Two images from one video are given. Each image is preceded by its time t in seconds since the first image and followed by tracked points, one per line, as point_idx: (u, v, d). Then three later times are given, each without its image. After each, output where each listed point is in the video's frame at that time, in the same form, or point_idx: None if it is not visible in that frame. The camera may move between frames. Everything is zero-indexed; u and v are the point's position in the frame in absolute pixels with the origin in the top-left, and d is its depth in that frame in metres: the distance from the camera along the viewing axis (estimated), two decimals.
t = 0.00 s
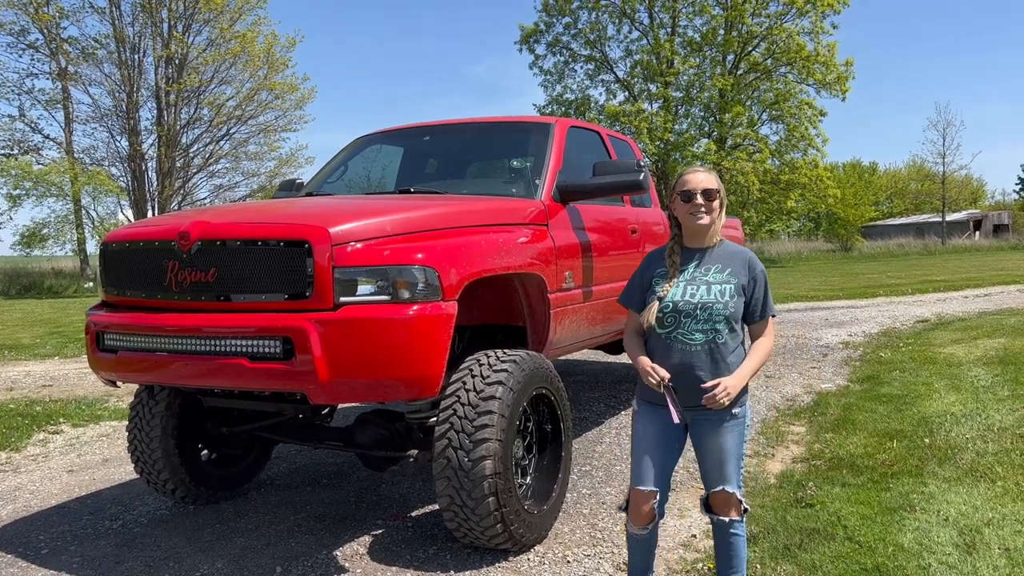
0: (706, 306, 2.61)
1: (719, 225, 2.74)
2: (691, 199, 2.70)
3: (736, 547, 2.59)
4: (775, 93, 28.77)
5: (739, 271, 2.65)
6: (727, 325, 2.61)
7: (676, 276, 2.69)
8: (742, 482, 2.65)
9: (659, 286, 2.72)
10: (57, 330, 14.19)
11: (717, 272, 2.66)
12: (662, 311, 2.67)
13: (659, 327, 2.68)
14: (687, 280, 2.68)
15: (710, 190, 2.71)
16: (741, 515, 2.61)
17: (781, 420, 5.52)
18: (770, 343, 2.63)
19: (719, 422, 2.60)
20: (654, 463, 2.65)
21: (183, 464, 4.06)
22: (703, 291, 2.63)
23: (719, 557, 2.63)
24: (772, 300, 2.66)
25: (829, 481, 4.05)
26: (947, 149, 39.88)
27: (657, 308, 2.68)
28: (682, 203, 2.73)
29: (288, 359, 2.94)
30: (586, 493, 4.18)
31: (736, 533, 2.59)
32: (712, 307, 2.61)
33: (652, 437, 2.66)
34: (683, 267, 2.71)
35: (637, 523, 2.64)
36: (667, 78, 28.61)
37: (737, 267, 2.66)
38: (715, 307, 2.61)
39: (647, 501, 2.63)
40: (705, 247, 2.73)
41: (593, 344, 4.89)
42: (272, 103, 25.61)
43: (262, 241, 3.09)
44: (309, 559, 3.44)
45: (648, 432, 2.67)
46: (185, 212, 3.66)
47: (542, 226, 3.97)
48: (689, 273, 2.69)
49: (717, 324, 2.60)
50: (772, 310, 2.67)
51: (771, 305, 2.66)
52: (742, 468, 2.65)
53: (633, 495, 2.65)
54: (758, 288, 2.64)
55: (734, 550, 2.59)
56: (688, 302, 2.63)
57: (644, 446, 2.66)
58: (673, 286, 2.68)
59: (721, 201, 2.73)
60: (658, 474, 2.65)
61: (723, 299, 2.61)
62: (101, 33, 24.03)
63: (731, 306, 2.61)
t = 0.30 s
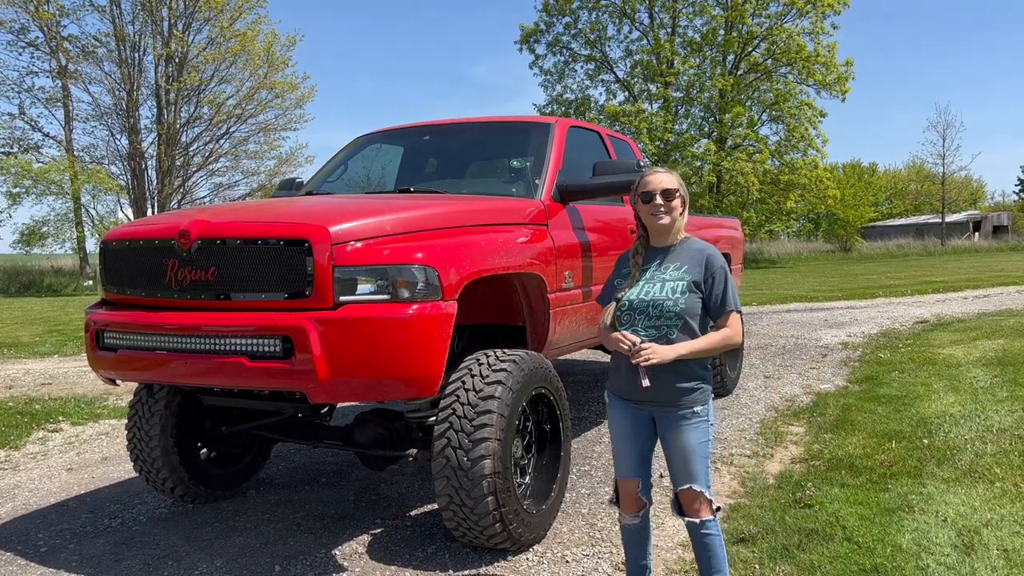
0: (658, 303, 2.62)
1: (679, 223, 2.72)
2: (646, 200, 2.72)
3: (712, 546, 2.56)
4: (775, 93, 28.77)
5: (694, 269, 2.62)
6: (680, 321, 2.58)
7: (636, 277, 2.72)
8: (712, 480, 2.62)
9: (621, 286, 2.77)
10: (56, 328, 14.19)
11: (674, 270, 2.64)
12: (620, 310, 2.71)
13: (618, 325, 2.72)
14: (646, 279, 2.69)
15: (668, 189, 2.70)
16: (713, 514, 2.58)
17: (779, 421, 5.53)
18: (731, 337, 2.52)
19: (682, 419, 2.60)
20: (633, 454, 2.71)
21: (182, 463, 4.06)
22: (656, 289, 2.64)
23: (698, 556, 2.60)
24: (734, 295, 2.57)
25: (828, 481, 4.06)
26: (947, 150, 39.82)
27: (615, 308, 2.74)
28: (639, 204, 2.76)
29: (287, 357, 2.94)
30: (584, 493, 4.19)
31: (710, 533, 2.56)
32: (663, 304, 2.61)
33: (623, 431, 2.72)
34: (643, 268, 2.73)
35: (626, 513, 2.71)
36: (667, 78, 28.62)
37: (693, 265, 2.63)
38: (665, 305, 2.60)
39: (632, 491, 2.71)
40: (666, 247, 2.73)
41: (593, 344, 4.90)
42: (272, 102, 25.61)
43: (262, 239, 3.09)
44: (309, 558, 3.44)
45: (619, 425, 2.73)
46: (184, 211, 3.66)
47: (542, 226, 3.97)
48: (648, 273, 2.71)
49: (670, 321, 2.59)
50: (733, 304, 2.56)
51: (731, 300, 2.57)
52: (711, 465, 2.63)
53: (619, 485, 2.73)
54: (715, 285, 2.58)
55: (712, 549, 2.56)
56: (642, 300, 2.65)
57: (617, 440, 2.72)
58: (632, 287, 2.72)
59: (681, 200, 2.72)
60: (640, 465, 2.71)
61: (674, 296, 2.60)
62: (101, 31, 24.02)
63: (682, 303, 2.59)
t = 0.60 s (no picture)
0: (647, 305, 2.62)
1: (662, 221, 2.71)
2: (626, 201, 2.71)
3: (708, 543, 2.55)
4: (775, 92, 28.78)
5: (681, 268, 2.61)
6: (670, 321, 2.59)
7: (624, 279, 2.72)
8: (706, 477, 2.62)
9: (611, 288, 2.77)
10: (54, 327, 14.18)
11: (661, 270, 2.64)
12: (610, 313, 2.72)
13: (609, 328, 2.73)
14: (634, 280, 2.70)
15: (648, 189, 2.69)
16: (709, 512, 2.58)
17: (778, 419, 5.53)
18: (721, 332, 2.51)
19: (674, 417, 2.61)
20: (628, 451, 2.71)
21: (182, 461, 4.06)
22: (644, 291, 2.65)
23: (695, 554, 2.59)
24: (722, 291, 2.56)
25: (827, 480, 4.07)
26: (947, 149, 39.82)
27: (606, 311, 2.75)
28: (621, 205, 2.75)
29: (287, 356, 2.94)
30: (583, 491, 4.19)
31: (706, 529, 2.56)
32: (652, 306, 2.61)
33: (617, 428, 2.73)
34: (631, 268, 2.73)
35: (623, 510, 2.71)
36: (666, 77, 28.60)
37: (679, 264, 2.62)
38: (654, 307, 2.61)
39: (628, 488, 2.70)
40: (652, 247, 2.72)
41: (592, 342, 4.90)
42: (271, 100, 25.59)
43: (262, 238, 3.09)
44: (308, 556, 3.44)
45: (613, 423, 2.73)
46: (184, 209, 3.65)
47: (542, 225, 3.97)
48: (636, 274, 2.71)
49: (659, 322, 2.60)
50: (721, 301, 2.54)
51: (719, 296, 2.56)
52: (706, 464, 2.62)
53: (614, 482, 2.73)
54: (702, 282, 2.57)
55: (708, 547, 2.55)
56: (631, 303, 2.66)
57: (612, 437, 2.73)
58: (620, 288, 2.72)
59: (661, 198, 2.71)
60: (635, 462, 2.71)
61: (662, 298, 2.60)
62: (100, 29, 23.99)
63: (671, 304, 2.59)
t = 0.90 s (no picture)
0: (661, 301, 2.61)
1: (674, 217, 2.70)
2: (636, 197, 2.69)
3: (717, 540, 2.57)
4: (773, 89, 28.82)
5: (695, 264, 2.61)
6: (684, 318, 2.58)
7: (636, 275, 2.71)
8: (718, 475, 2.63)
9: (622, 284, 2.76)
10: (52, 325, 14.17)
11: (675, 266, 2.63)
12: (621, 309, 2.71)
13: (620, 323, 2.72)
14: (646, 276, 2.68)
15: (658, 185, 2.67)
16: (720, 509, 2.59)
17: (777, 416, 5.54)
18: (735, 330, 2.52)
19: (689, 418, 2.59)
20: (637, 453, 2.71)
21: (180, 459, 4.06)
22: (658, 286, 2.63)
23: (702, 552, 2.61)
24: (738, 288, 2.56)
25: (825, 476, 4.07)
26: (945, 146, 39.81)
27: (616, 306, 2.74)
28: (631, 201, 2.73)
29: (285, 353, 2.94)
30: (582, 488, 4.20)
31: (715, 527, 2.58)
32: (665, 302, 2.60)
33: (628, 428, 2.72)
34: (644, 264, 2.73)
35: (628, 512, 2.72)
36: (664, 74, 28.59)
37: (694, 260, 2.61)
38: (667, 303, 2.60)
39: (635, 491, 2.70)
40: (665, 242, 2.71)
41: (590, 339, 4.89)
42: (269, 98, 25.56)
43: (259, 235, 3.09)
44: (307, 554, 3.45)
45: (624, 424, 2.72)
46: (181, 207, 3.65)
47: (540, 222, 3.97)
48: (649, 269, 2.69)
49: (673, 319, 2.59)
50: (737, 298, 2.55)
51: (734, 293, 2.55)
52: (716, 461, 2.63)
53: (622, 483, 2.73)
54: (717, 278, 2.57)
55: (717, 544, 2.57)
56: (643, 299, 2.65)
57: (622, 438, 2.72)
58: (632, 283, 2.71)
59: (673, 195, 2.70)
60: (643, 464, 2.71)
61: (676, 294, 2.60)
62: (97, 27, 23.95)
63: (685, 300, 2.58)
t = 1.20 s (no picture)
0: (678, 303, 2.59)
1: (695, 217, 2.65)
2: (654, 197, 2.66)
3: (726, 543, 2.58)
4: (770, 86, 28.84)
5: (714, 266, 2.58)
6: (699, 322, 2.56)
7: (656, 274, 2.70)
8: (733, 477, 2.61)
9: (642, 283, 2.75)
10: (50, 323, 14.14)
11: (694, 267, 2.61)
12: (641, 308, 2.71)
13: (640, 322, 2.72)
14: (666, 276, 2.66)
15: (676, 184, 2.62)
16: (732, 511, 2.58)
17: (775, 412, 5.55)
18: (753, 336, 2.49)
19: (704, 419, 2.57)
20: (649, 455, 2.71)
21: (178, 457, 4.05)
22: (676, 287, 2.62)
23: (710, 552, 2.62)
24: (759, 292, 2.52)
25: (822, 472, 4.08)
26: (942, 143, 39.82)
27: (636, 303, 2.74)
28: (650, 200, 2.69)
29: (282, 351, 2.94)
30: (580, 485, 4.20)
31: (726, 529, 2.58)
32: (682, 304, 2.58)
33: (642, 429, 2.72)
34: (665, 264, 2.71)
35: (634, 515, 2.72)
36: (661, 71, 28.55)
37: (713, 262, 2.58)
38: (684, 305, 2.58)
39: (642, 494, 2.71)
40: (685, 243, 2.67)
41: (587, 336, 4.88)
42: (266, 95, 25.51)
43: (256, 232, 3.08)
44: (305, 551, 3.44)
45: (640, 425, 2.72)
46: (177, 204, 3.64)
47: (537, 219, 3.96)
48: (670, 269, 2.67)
49: (689, 322, 2.57)
50: (757, 302, 2.51)
51: (754, 297, 2.52)
52: (731, 463, 2.61)
53: (631, 485, 2.73)
54: (738, 282, 2.53)
55: (726, 546, 2.58)
56: (661, 299, 2.64)
57: (636, 440, 2.72)
58: (652, 283, 2.70)
59: (694, 193, 2.64)
60: (653, 467, 2.70)
61: (693, 296, 2.57)
62: (92, 25, 23.86)
63: (701, 303, 2.56)
